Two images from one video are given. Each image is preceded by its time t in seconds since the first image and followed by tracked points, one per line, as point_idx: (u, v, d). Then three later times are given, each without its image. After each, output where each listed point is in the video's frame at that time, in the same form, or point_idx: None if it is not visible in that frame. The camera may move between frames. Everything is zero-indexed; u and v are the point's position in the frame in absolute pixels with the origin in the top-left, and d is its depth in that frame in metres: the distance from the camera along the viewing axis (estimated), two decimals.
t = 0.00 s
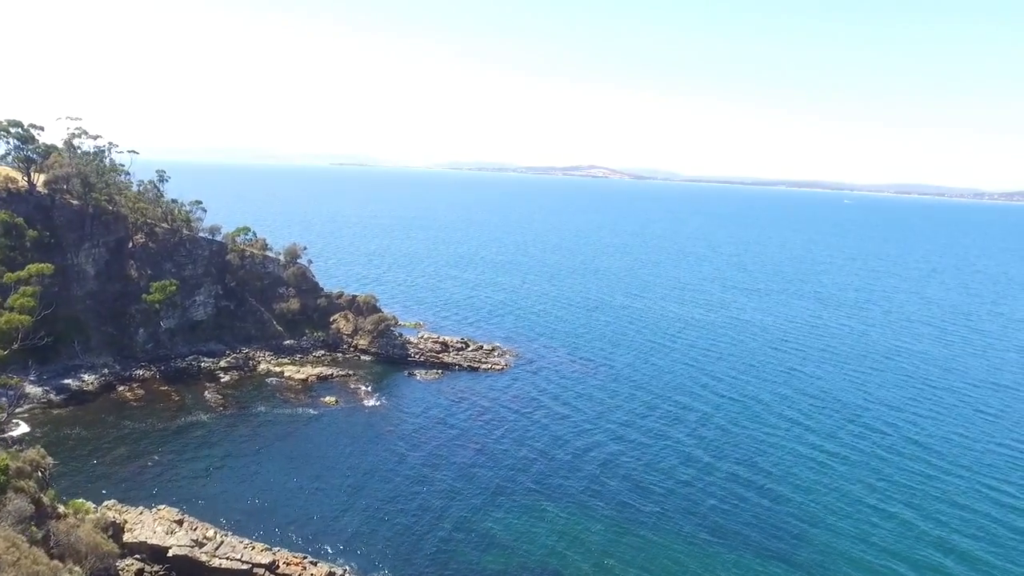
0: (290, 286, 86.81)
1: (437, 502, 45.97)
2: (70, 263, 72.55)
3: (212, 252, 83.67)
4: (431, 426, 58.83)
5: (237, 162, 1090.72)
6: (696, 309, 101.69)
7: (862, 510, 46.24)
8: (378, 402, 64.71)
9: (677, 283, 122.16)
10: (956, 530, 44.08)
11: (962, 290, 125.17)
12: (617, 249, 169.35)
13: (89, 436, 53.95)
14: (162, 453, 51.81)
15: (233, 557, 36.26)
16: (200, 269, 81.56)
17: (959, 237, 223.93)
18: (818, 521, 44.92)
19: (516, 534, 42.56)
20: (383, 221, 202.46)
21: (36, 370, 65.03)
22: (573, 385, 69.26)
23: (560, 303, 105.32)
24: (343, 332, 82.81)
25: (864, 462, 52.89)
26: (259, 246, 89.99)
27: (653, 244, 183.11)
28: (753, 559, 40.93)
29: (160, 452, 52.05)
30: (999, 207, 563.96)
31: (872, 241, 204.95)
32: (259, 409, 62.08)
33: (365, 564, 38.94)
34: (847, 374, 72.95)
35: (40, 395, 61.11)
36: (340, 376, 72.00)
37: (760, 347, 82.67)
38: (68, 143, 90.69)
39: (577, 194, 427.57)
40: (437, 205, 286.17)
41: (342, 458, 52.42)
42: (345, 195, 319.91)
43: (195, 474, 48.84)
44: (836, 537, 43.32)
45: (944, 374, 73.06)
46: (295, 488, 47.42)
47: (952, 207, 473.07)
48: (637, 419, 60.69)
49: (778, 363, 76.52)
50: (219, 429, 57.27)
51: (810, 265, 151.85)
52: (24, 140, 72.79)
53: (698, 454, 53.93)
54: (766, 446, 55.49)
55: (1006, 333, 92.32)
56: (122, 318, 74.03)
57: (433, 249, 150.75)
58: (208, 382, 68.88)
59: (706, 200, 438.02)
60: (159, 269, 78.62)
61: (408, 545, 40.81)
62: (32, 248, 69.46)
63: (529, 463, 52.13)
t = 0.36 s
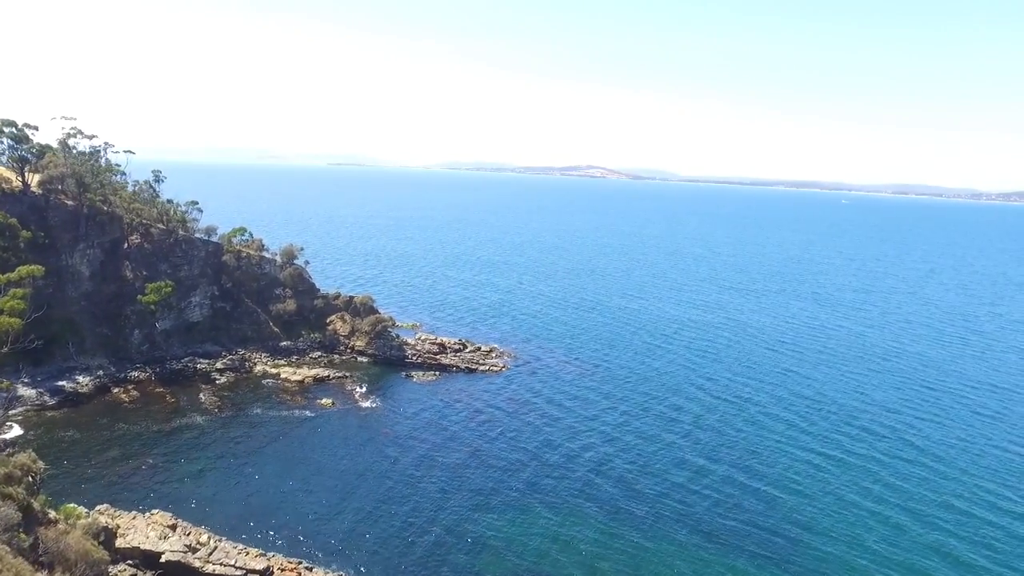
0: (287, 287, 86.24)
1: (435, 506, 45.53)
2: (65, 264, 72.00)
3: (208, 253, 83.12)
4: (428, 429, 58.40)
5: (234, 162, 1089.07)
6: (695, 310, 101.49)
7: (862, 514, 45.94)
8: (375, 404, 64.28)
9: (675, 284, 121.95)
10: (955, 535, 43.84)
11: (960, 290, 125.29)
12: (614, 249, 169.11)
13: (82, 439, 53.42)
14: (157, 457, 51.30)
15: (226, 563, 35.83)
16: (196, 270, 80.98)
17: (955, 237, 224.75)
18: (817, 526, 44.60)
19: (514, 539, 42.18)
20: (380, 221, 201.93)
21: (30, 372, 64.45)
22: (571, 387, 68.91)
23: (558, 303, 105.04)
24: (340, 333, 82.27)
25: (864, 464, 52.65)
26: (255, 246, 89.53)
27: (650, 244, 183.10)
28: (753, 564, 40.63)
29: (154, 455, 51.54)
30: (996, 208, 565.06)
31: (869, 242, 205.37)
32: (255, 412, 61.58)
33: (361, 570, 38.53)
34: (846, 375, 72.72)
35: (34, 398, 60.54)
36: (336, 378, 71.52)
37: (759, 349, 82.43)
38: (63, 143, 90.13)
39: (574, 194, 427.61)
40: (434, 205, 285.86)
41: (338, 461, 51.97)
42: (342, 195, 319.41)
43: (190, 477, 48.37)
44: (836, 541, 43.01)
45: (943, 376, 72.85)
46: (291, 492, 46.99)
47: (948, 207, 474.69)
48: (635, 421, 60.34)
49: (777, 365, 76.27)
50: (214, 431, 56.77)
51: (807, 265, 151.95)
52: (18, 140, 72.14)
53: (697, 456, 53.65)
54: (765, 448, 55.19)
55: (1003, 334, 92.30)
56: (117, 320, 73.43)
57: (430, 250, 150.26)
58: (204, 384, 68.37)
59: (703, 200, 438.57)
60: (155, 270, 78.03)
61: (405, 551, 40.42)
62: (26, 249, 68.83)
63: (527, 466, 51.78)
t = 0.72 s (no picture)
0: (283, 287, 85.70)
1: (432, 509, 45.13)
2: (59, 265, 71.37)
3: (204, 254, 82.56)
4: (426, 431, 58.01)
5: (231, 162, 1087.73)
6: (693, 311, 101.40)
7: (861, 518, 45.65)
8: (373, 406, 63.81)
9: (672, 285, 121.74)
10: (955, 538, 43.56)
11: (958, 290, 125.32)
12: (611, 249, 168.86)
13: (76, 442, 52.86)
14: (151, 460, 50.75)
15: (219, 569, 35.41)
16: (192, 271, 80.39)
17: (952, 238, 225.15)
18: (817, 529, 44.31)
19: (511, 543, 41.78)
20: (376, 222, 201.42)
21: (24, 374, 63.87)
22: (568, 389, 68.57)
23: (556, 304, 104.73)
24: (337, 334, 81.74)
25: (864, 466, 52.38)
26: (252, 247, 88.97)
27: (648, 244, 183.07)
28: (752, 569, 40.30)
29: (149, 458, 50.99)
30: (993, 208, 566.29)
31: (867, 242, 205.74)
32: (251, 414, 61.09)
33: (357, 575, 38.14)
34: (846, 376, 72.46)
35: (27, 400, 59.91)
36: (333, 379, 71.04)
37: (758, 350, 82.16)
38: (58, 143, 89.56)
39: (572, 194, 427.53)
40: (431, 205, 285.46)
41: (334, 464, 51.52)
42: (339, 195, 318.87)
43: (185, 480, 47.89)
44: (835, 545, 42.74)
45: (942, 377, 72.61)
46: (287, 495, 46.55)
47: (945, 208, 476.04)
48: (634, 423, 59.99)
49: (775, 366, 76.05)
50: (210, 434, 56.23)
51: (805, 266, 151.95)
52: (12, 140, 71.46)
53: (695, 459, 53.34)
54: (764, 450, 54.91)
55: (1002, 335, 92.19)
56: (112, 321, 72.79)
57: (427, 250, 149.82)
58: (199, 386, 67.78)
59: (701, 200, 439.05)
60: (151, 271, 77.45)
61: (401, 555, 40.00)
62: (20, 250, 68.19)
63: (525, 469, 51.34)
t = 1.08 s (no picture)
0: (279, 288, 85.16)
1: (429, 513, 44.76)
2: (53, 266, 70.75)
3: (200, 255, 81.98)
4: (422, 433, 57.61)
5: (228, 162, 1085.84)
6: (690, 312, 101.24)
7: (860, 521, 45.44)
8: (369, 408, 63.39)
9: (670, 285, 121.56)
10: (954, 542, 43.32)
11: (955, 291, 125.40)
12: (609, 250, 168.63)
13: (69, 445, 52.37)
14: (145, 462, 50.29)
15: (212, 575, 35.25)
16: (187, 271, 79.82)
17: (949, 238, 225.60)
18: (816, 533, 44.05)
19: (508, 548, 41.42)
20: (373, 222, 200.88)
21: (17, 376, 63.31)
22: (566, 390, 68.23)
23: (554, 304, 104.40)
24: (333, 335, 81.23)
25: (862, 469, 52.10)
26: (248, 248, 88.44)
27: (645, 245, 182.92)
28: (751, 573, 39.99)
29: (142, 461, 50.53)
30: (989, 208, 568.06)
31: (864, 242, 206.06)
32: (246, 416, 60.61)
33: None
34: (845, 377, 72.30)
35: (20, 402, 59.34)
36: (330, 381, 70.57)
37: (756, 351, 81.96)
38: (53, 143, 88.94)
39: (569, 195, 427.53)
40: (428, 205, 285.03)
41: (329, 467, 51.10)
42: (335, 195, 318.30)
43: (179, 483, 47.42)
44: (834, 549, 42.52)
45: (941, 378, 72.37)
46: (283, 498, 46.21)
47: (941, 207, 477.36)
48: (632, 426, 59.65)
49: (773, 367, 75.78)
50: (205, 436, 55.77)
51: (802, 266, 151.92)
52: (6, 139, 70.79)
53: (694, 462, 53.02)
54: (763, 452, 54.63)
55: (1000, 336, 92.15)
56: (107, 322, 72.19)
57: (425, 251, 149.42)
58: (194, 388, 67.19)
59: (698, 199, 439.41)
60: (146, 271, 76.89)
61: (397, 559, 39.64)
62: (14, 251, 67.59)
63: (522, 473, 50.94)
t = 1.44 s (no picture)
0: (276, 289, 84.60)
1: (426, 517, 44.41)
2: (48, 267, 70.12)
3: (196, 255, 81.35)
4: (419, 436, 57.22)
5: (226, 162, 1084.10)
6: (688, 312, 101.04)
7: (860, 524, 45.21)
8: (366, 410, 62.96)
9: (668, 286, 121.37)
10: (954, 545, 43.15)
11: (952, 291, 125.38)
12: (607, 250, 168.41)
13: (63, 448, 51.90)
14: (139, 465, 49.88)
15: None
16: (183, 272, 79.24)
17: (946, 238, 226.02)
18: (816, 536, 43.83)
19: (506, 552, 41.13)
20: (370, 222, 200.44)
21: (11, 378, 62.74)
22: (564, 392, 67.88)
23: (551, 305, 104.03)
24: (330, 336, 80.71)
25: (860, 472, 51.80)
26: (244, 249, 87.90)
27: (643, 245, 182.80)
28: None
29: (137, 463, 50.11)
30: (987, 208, 568.93)
31: (862, 242, 206.34)
32: (242, 418, 60.14)
33: None
34: (843, 378, 72.09)
35: (14, 404, 58.77)
36: (326, 383, 70.09)
37: (754, 352, 81.76)
38: (48, 143, 88.29)
39: (567, 195, 427.47)
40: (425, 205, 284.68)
41: (324, 470, 50.71)
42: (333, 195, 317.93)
43: (173, 487, 47.06)
44: (834, 552, 42.29)
45: (939, 380, 72.13)
46: (278, 501, 45.95)
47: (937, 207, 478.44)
48: (629, 427, 59.32)
49: (772, 368, 75.51)
50: (200, 439, 55.32)
51: (799, 266, 151.83)
52: None
53: (692, 464, 52.71)
54: (762, 454, 54.38)
55: (998, 337, 92.02)
56: (102, 323, 71.54)
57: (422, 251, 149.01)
58: (190, 390, 66.63)
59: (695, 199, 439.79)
60: (141, 272, 76.32)
61: (393, 564, 39.32)
62: (8, 252, 67.00)
63: (520, 476, 50.58)
